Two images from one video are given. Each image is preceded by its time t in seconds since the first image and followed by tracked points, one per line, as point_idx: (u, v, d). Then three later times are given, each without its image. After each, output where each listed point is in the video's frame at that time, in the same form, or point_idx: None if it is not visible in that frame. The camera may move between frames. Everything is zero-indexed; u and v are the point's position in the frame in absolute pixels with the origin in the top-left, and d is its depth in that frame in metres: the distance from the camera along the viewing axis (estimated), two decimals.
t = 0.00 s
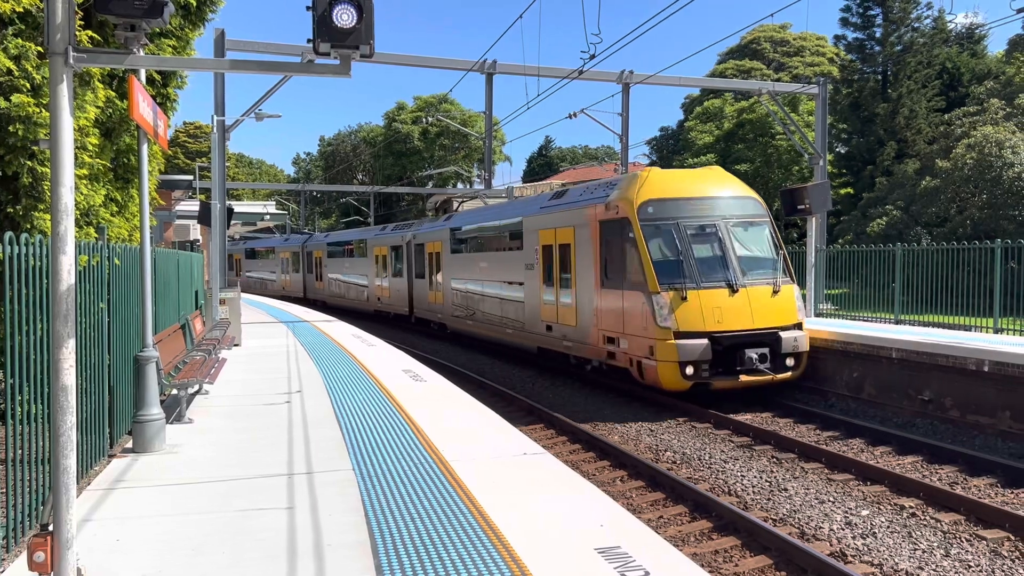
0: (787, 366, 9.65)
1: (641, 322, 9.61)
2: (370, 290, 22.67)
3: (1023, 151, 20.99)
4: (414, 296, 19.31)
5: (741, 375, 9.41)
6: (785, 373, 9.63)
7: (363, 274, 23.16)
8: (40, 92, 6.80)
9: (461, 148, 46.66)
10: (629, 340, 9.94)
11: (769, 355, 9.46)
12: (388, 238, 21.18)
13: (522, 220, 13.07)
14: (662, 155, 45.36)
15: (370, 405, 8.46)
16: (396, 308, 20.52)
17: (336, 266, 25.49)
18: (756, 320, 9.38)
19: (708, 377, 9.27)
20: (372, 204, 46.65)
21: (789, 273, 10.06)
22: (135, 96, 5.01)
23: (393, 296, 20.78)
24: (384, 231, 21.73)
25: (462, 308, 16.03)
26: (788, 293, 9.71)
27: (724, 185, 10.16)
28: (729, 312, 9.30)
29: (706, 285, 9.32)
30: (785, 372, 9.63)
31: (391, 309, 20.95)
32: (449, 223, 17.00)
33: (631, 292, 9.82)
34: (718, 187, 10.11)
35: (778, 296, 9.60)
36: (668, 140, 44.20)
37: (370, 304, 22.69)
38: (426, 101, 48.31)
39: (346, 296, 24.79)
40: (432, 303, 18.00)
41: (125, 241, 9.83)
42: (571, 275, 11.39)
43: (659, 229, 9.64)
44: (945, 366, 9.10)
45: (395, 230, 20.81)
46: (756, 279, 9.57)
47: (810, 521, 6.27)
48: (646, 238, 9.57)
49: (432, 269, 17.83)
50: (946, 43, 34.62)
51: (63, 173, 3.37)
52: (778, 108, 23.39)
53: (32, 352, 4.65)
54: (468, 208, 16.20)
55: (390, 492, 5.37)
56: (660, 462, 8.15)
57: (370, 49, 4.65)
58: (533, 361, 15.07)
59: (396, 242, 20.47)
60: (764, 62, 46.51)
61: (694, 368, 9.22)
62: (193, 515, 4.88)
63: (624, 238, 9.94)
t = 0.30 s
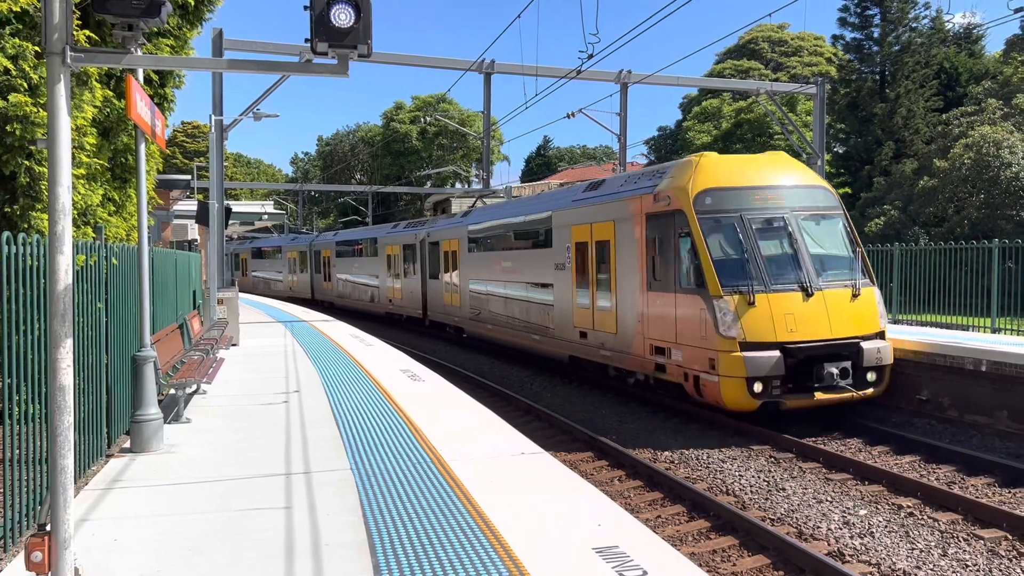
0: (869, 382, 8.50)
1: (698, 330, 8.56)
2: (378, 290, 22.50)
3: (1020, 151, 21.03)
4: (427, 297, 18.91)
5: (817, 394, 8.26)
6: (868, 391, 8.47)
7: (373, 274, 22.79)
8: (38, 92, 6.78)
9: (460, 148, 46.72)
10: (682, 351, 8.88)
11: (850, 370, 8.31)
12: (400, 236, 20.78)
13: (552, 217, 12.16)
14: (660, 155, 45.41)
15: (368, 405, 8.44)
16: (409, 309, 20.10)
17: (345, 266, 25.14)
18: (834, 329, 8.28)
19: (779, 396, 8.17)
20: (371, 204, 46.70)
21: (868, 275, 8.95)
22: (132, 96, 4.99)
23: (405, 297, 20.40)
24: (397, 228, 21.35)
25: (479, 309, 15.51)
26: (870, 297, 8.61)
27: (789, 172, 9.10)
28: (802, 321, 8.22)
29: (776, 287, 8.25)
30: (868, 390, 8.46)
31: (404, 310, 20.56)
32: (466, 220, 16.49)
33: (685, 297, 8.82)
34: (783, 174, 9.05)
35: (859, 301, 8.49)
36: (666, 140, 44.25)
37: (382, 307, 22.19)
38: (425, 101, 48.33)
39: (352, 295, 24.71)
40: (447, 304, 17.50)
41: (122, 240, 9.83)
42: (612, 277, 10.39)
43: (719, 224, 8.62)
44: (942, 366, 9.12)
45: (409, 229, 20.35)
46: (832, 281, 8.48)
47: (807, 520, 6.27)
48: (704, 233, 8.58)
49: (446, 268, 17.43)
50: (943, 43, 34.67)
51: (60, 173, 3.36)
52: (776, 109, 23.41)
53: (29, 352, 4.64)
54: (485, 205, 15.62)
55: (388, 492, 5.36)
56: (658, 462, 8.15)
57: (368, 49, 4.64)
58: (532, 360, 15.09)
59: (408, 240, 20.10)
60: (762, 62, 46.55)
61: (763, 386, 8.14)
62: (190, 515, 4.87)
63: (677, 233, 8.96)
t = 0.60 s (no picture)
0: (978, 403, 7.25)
1: (771, 341, 7.39)
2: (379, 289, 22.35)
3: (1017, 151, 21.09)
4: (441, 299, 18.17)
5: (915, 417, 7.10)
6: (976, 413, 7.22)
7: (382, 275, 22.07)
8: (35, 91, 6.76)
9: (458, 148, 46.74)
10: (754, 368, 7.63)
11: (957, 389, 7.06)
12: (413, 234, 19.95)
13: (589, 211, 11.05)
14: (657, 155, 45.45)
15: (366, 404, 8.43)
16: (423, 311, 19.38)
17: (353, 266, 24.45)
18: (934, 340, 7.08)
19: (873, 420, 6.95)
20: (368, 203, 46.73)
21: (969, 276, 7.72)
22: (130, 94, 4.97)
23: (418, 299, 19.69)
24: (409, 226, 20.53)
25: (501, 312, 14.65)
26: (974, 302, 7.39)
27: (871, 155, 7.89)
28: (899, 330, 7.01)
29: (867, 291, 7.05)
30: (976, 412, 7.22)
31: (417, 312, 19.87)
32: (484, 216, 15.61)
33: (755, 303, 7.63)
34: (864, 157, 7.84)
35: (962, 306, 7.28)
36: (663, 140, 44.28)
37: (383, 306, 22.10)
38: (422, 101, 48.32)
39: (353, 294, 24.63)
40: (465, 307, 16.64)
41: (119, 240, 9.81)
42: (660, 279, 9.24)
43: (795, 217, 7.43)
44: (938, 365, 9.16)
45: (423, 227, 19.50)
46: (932, 284, 7.27)
47: (805, 519, 6.28)
48: (779, 226, 7.40)
49: (462, 267, 16.67)
50: (941, 43, 34.74)
51: (57, 171, 3.35)
52: (773, 108, 23.43)
53: (26, 351, 4.64)
54: (508, 199, 14.62)
55: (386, 491, 5.35)
56: (656, 462, 8.16)
57: (365, 48, 4.63)
58: (530, 360, 15.10)
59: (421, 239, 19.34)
60: (760, 62, 46.60)
61: (854, 409, 6.91)
62: (187, 514, 4.86)
63: (743, 227, 7.81)
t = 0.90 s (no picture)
0: None
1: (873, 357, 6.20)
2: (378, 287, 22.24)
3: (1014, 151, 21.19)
4: (455, 300, 17.35)
5: None
6: None
7: (393, 275, 21.21)
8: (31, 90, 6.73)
9: (455, 148, 46.72)
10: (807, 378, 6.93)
11: None
12: (428, 231, 18.99)
13: (631, 204, 9.86)
14: (655, 155, 45.53)
15: (364, 404, 8.40)
16: (436, 314, 18.60)
17: (361, 266, 23.68)
18: None
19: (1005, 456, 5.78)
20: (366, 203, 46.70)
21: None
22: (126, 94, 4.95)
23: (430, 301, 18.84)
24: (422, 223, 19.68)
25: (524, 316, 13.68)
26: None
27: (978, 129, 6.74)
28: None
29: (996, 296, 5.92)
30: None
31: (429, 314, 19.08)
32: (505, 212, 14.63)
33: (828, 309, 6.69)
34: (971, 131, 6.68)
35: None
36: (661, 139, 44.36)
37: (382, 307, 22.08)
38: (420, 100, 48.34)
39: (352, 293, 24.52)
40: (485, 310, 15.67)
41: (116, 239, 9.78)
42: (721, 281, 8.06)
43: (902, 206, 6.28)
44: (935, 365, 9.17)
45: (438, 224, 18.56)
46: None
47: (802, 519, 6.28)
48: (884, 218, 6.25)
49: (480, 266, 15.81)
50: (938, 43, 34.85)
51: (52, 170, 3.34)
52: (771, 108, 23.50)
53: (21, 350, 4.62)
54: (532, 192, 13.54)
55: (383, 491, 5.34)
56: (654, 461, 8.16)
57: (362, 47, 4.61)
58: (527, 359, 15.08)
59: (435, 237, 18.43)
60: (757, 61, 46.67)
61: (982, 442, 5.73)
62: (183, 514, 4.85)
63: (836, 219, 6.64)
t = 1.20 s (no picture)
0: None
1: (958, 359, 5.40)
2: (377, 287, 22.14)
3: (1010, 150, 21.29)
4: (474, 303, 16.30)
5: None
6: None
7: (405, 275, 20.25)
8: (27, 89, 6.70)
9: (453, 147, 46.72)
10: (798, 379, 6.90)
11: None
12: (444, 228, 17.87)
13: (683, 194, 8.66)
14: (652, 154, 45.60)
15: (361, 404, 8.39)
16: (451, 317, 17.56)
17: (370, 265, 22.72)
18: None
19: None
20: (363, 202, 46.66)
21: None
22: (123, 93, 4.93)
23: (445, 302, 17.83)
24: (435, 220, 18.74)
25: (549, 320, 12.57)
26: None
27: None
28: None
29: None
30: None
31: (444, 317, 18.05)
32: (530, 205, 13.47)
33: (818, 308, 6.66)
34: None
35: None
36: (658, 139, 44.44)
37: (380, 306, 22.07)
38: (417, 100, 48.33)
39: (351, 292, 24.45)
40: (507, 313, 14.52)
41: (112, 237, 9.75)
42: (806, 285, 6.80)
43: None
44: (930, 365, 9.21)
45: (454, 220, 17.47)
46: None
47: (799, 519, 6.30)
48: None
49: (501, 265, 14.67)
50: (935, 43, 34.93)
51: (49, 169, 3.33)
52: (768, 108, 23.55)
53: (17, 349, 4.61)
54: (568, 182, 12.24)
55: (381, 492, 5.33)
56: (651, 461, 8.17)
57: (360, 46, 4.61)
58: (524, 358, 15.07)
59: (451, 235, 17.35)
60: (754, 61, 46.75)
61: None
62: (180, 514, 4.84)
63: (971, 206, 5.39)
